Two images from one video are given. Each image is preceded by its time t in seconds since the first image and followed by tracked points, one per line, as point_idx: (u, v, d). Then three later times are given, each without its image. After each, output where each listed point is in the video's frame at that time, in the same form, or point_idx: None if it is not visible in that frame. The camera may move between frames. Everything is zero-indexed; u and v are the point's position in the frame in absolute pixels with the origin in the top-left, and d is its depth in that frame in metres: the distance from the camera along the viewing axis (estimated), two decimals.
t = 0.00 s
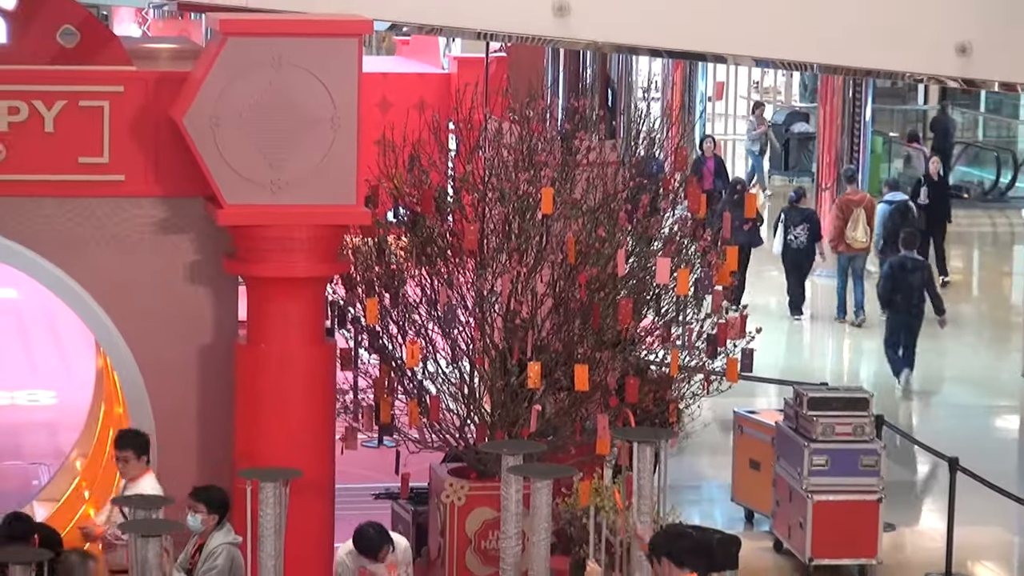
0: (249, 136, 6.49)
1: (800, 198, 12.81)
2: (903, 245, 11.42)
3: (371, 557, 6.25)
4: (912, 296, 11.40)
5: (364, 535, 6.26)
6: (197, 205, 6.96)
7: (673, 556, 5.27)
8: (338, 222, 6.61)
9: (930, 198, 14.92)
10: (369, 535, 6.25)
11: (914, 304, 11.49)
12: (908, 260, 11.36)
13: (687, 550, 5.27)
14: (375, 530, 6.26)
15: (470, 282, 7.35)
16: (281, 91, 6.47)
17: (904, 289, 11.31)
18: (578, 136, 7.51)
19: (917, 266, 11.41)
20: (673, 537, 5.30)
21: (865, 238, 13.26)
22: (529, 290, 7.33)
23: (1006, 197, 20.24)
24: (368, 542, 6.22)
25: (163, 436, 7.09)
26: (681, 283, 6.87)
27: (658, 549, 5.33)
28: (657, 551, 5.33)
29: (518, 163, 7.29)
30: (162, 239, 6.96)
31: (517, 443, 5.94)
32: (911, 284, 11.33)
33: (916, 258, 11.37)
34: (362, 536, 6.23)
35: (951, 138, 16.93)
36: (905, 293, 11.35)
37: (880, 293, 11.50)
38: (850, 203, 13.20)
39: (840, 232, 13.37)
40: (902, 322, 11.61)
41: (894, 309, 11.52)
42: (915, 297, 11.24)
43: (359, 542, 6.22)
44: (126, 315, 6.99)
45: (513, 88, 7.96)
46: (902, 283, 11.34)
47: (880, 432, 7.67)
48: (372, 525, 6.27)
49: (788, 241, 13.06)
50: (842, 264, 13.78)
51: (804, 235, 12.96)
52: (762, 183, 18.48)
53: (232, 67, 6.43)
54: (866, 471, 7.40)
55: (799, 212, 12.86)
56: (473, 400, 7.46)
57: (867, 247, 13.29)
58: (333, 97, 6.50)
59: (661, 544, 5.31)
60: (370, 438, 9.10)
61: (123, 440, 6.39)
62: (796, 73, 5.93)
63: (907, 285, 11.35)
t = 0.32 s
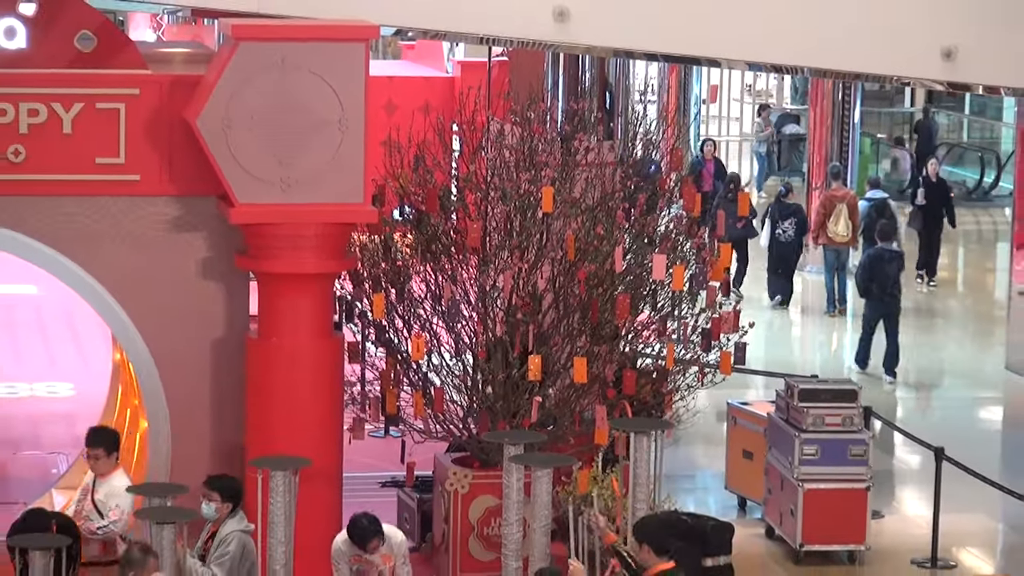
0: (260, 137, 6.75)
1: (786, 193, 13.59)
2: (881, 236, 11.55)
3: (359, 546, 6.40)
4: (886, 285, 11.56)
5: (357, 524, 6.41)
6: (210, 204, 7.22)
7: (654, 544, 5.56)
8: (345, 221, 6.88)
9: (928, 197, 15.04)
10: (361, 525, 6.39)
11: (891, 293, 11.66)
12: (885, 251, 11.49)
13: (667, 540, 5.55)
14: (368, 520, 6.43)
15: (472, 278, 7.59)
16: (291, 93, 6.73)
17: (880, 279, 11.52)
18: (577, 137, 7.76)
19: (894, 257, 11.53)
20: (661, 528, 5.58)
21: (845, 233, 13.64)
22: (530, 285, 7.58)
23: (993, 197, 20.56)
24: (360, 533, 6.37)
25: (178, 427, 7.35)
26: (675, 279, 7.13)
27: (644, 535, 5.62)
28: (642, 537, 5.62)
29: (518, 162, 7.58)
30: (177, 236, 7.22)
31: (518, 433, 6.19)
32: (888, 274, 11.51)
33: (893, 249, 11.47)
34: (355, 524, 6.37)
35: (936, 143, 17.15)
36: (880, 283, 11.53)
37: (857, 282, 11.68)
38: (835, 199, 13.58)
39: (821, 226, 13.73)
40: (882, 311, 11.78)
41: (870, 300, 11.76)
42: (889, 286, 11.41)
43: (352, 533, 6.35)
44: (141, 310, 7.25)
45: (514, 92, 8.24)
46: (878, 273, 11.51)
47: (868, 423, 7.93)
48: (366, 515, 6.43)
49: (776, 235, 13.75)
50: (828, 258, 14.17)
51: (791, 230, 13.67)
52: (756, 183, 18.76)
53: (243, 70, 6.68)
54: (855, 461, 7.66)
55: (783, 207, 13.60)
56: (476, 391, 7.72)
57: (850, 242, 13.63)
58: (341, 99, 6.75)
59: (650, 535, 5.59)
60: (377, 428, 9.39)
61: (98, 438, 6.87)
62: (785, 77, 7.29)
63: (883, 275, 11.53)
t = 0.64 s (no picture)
0: (271, 138, 7.02)
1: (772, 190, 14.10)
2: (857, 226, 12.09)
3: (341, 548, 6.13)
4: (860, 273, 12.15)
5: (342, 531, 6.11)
6: (222, 203, 7.50)
7: (640, 531, 5.83)
8: (352, 220, 7.14)
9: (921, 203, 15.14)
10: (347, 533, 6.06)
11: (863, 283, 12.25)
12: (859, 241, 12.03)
13: (649, 528, 5.84)
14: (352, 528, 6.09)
15: (475, 274, 7.87)
16: (300, 96, 7.00)
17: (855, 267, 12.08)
18: (576, 139, 8.03)
19: (869, 246, 12.04)
20: (644, 516, 5.82)
21: (835, 228, 13.99)
22: (530, 282, 7.85)
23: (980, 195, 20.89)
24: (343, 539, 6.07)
25: (191, 417, 7.63)
26: (671, 275, 7.40)
27: (630, 523, 5.85)
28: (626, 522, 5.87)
29: (520, 163, 7.85)
30: (190, 234, 7.50)
31: (521, 425, 6.44)
32: (862, 262, 12.03)
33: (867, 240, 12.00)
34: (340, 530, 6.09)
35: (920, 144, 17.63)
36: (854, 271, 12.15)
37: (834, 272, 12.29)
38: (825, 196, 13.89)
39: (812, 222, 14.05)
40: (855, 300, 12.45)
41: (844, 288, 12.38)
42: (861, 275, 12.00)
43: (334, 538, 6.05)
44: (156, 304, 7.53)
45: (516, 95, 8.52)
46: (852, 261, 12.05)
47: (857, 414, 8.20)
48: (353, 520, 6.10)
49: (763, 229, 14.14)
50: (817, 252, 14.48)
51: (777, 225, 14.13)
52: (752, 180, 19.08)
53: (254, 73, 6.95)
54: (844, 451, 7.93)
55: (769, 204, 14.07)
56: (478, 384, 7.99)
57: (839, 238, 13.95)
58: (349, 102, 7.03)
59: (633, 522, 5.84)
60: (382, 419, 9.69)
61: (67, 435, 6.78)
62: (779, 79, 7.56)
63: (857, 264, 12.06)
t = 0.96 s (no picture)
0: (281, 139, 7.30)
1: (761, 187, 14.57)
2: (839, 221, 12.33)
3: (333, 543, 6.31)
4: (841, 266, 12.49)
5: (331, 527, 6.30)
6: (233, 201, 7.78)
7: (622, 513, 6.05)
8: (360, 217, 7.43)
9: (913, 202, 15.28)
10: (339, 526, 6.29)
11: (843, 275, 12.56)
12: (839, 236, 12.39)
13: (635, 511, 6.06)
14: (344, 520, 6.30)
15: (478, 270, 8.16)
16: (309, 98, 7.28)
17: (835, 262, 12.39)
18: (575, 139, 8.30)
19: (849, 243, 12.37)
20: (629, 498, 6.05)
21: (825, 222, 14.34)
22: (532, 278, 8.14)
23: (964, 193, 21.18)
24: (332, 535, 6.28)
25: (204, 409, 7.91)
26: (667, 270, 7.66)
27: (613, 505, 6.05)
28: (609, 506, 6.06)
29: (521, 163, 8.12)
30: (203, 231, 7.78)
31: (522, 415, 6.63)
32: (842, 257, 12.38)
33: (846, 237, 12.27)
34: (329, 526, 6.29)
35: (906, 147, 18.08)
36: (835, 265, 12.47)
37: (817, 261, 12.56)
38: (813, 191, 14.24)
39: (803, 218, 14.44)
40: (834, 294, 12.76)
41: (826, 280, 12.68)
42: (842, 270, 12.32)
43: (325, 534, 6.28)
44: (169, 299, 7.80)
45: (516, 97, 8.82)
46: (832, 255, 12.40)
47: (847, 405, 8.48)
48: (344, 513, 6.32)
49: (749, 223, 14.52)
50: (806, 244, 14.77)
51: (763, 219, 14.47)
52: (747, 177, 19.38)
53: (265, 76, 7.23)
54: (834, 440, 8.22)
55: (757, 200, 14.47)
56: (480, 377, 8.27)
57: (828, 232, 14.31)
58: (356, 104, 7.30)
59: (620, 506, 6.03)
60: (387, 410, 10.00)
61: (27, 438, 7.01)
62: (770, 81, 7.82)
63: (837, 258, 12.42)
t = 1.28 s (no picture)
0: (291, 137, 7.58)
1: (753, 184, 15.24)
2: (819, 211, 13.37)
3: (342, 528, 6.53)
4: (824, 254, 13.41)
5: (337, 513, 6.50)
6: (245, 197, 8.06)
7: (611, 492, 6.33)
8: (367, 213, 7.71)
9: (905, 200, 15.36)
10: (345, 513, 6.49)
11: (827, 261, 13.47)
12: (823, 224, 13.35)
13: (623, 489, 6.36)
14: (347, 505, 6.51)
15: (481, 263, 8.48)
16: (319, 98, 7.56)
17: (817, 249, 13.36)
18: (575, 138, 8.59)
19: (831, 231, 13.35)
20: (616, 478, 6.32)
21: (808, 215, 14.59)
22: (533, 271, 8.42)
23: (948, 191, 21.50)
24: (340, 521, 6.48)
25: (217, 398, 8.20)
26: (663, 264, 7.93)
27: (602, 484, 6.32)
28: (597, 484, 6.34)
29: (522, 160, 8.43)
30: (215, 226, 8.05)
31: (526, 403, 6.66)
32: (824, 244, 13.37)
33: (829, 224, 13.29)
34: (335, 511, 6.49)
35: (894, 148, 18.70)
36: (818, 253, 13.39)
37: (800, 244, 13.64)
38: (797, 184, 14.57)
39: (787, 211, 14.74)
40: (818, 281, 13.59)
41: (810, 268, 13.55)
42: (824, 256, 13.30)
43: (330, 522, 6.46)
44: (183, 292, 8.09)
45: (518, 97, 9.14)
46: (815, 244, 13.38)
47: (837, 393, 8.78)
48: (348, 500, 6.53)
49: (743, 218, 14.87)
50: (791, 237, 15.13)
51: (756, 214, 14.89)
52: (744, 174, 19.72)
53: (276, 77, 7.51)
54: (825, 428, 8.53)
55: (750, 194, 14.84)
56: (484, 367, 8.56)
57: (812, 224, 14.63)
58: (364, 104, 7.58)
59: (609, 485, 6.31)
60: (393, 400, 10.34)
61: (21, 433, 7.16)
62: (763, 81, 8.08)
63: (820, 246, 13.39)
